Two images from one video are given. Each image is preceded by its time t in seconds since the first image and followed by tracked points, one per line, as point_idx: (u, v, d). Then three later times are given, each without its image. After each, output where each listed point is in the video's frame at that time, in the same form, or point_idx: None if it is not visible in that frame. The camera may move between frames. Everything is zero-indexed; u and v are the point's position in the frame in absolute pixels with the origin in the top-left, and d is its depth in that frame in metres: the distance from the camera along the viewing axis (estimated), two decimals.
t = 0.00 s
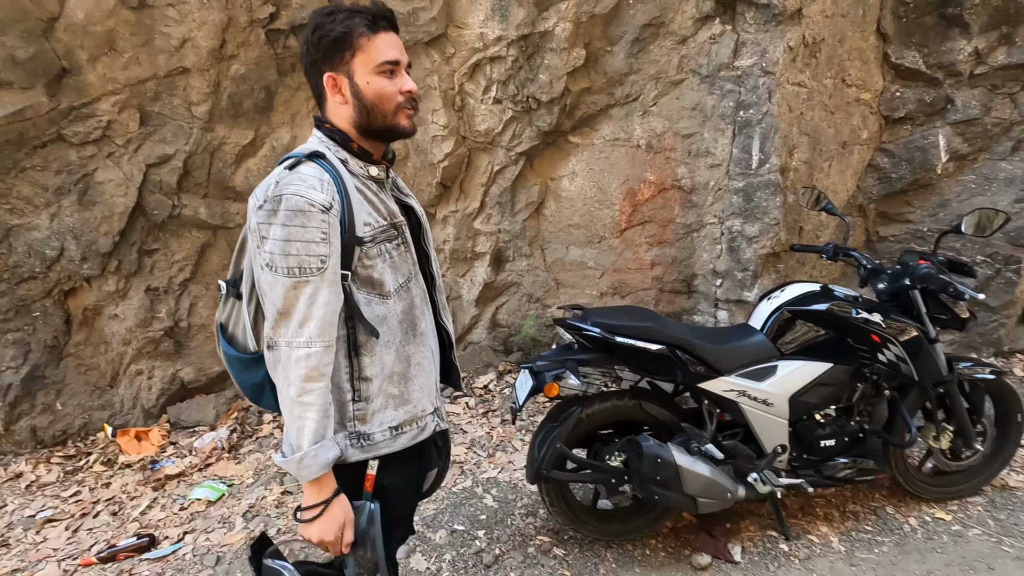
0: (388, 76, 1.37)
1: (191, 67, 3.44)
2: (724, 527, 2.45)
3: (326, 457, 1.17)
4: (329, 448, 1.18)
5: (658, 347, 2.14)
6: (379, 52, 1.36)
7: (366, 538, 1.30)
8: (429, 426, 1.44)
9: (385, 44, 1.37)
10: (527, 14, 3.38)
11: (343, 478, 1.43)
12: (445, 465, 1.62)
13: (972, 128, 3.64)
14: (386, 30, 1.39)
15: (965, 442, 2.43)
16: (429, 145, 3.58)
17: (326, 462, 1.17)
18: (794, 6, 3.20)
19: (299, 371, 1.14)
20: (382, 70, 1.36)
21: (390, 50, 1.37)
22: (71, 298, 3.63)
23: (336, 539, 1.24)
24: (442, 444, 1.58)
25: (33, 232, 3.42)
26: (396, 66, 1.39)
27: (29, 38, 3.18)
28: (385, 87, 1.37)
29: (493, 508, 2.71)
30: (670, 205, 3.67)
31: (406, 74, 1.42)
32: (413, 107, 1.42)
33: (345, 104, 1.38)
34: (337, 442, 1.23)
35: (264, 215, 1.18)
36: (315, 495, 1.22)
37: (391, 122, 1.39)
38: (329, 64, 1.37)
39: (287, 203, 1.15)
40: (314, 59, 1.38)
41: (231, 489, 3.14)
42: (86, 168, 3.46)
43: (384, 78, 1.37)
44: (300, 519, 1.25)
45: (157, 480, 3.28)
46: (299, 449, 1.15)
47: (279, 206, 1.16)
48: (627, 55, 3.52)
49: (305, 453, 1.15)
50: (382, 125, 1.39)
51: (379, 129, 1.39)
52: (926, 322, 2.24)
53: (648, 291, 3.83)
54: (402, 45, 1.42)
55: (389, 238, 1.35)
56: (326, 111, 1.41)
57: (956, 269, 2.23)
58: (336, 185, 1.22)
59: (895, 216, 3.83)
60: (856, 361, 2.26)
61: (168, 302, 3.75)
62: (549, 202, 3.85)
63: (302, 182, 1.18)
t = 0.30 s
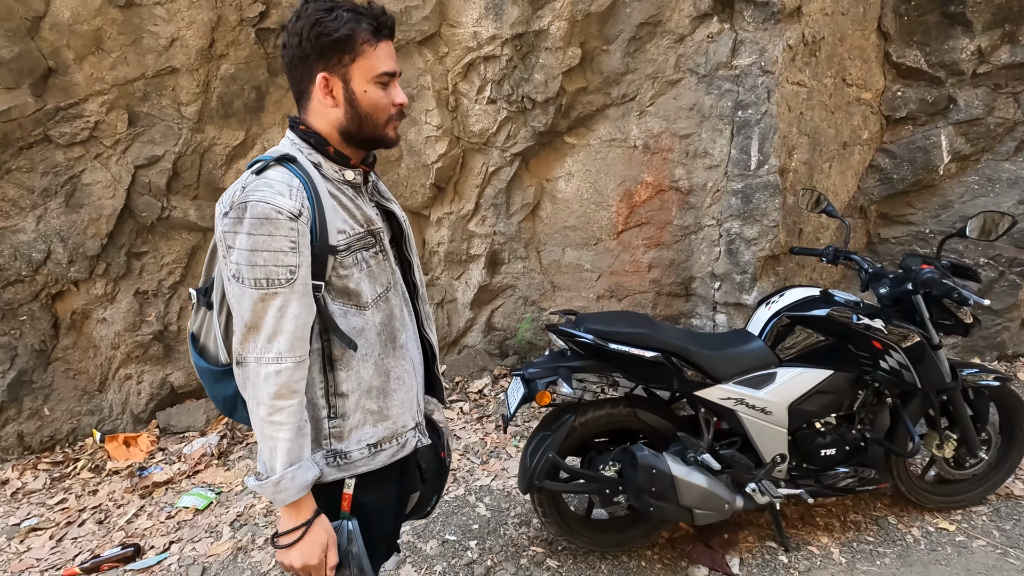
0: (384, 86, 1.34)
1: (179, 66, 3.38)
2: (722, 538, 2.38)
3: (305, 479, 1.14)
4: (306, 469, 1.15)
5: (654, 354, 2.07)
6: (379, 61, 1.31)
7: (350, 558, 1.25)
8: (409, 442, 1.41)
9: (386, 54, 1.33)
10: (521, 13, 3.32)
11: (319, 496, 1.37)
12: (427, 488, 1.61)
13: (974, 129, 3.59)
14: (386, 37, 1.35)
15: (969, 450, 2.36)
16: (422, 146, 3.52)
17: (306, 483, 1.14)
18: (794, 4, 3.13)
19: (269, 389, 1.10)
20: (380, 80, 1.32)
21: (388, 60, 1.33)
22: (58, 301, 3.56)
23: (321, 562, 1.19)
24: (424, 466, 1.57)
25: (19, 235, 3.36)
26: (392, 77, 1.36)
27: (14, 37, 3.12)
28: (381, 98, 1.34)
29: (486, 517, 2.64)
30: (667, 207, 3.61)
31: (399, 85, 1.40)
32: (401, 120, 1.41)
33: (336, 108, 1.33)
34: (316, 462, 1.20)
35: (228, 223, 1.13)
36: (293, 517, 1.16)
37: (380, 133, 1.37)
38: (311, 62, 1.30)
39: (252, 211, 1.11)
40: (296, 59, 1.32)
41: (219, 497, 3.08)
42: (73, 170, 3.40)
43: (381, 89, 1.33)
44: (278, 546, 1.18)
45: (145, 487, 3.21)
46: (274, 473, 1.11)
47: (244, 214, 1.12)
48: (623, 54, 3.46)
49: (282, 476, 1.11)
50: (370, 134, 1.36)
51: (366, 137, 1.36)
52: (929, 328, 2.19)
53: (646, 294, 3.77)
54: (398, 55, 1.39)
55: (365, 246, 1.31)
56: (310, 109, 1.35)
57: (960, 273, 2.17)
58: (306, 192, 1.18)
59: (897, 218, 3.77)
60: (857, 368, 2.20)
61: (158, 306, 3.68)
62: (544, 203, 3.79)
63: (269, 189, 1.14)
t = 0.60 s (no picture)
0: (381, 94, 1.31)
1: (171, 69, 3.32)
2: (723, 549, 2.34)
3: (303, 505, 1.13)
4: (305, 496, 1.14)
5: (653, 364, 2.03)
6: (378, 69, 1.28)
7: None
8: (406, 461, 1.40)
9: (386, 62, 1.31)
10: (517, 14, 3.27)
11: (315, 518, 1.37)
12: (425, 507, 1.57)
13: (975, 131, 3.56)
14: (386, 45, 1.32)
15: (975, 459, 2.32)
16: (417, 150, 3.47)
17: (306, 508, 1.14)
18: (793, 5, 3.10)
19: (258, 413, 1.08)
20: (379, 88, 1.30)
21: (387, 69, 1.31)
22: (48, 308, 3.49)
23: None
24: (420, 485, 1.54)
25: (6, 241, 3.30)
26: (388, 87, 1.33)
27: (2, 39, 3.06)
28: (379, 107, 1.31)
29: (483, 528, 2.59)
30: (666, 211, 3.57)
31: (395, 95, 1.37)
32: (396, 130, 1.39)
33: (333, 116, 1.28)
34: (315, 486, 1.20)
35: (211, 238, 1.11)
36: (291, 546, 1.15)
37: (376, 143, 1.34)
38: (299, 68, 1.26)
39: (234, 225, 1.09)
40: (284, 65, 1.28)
41: (211, 508, 3.02)
42: (62, 174, 3.34)
43: (380, 97, 1.31)
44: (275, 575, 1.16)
45: (135, 498, 3.15)
46: (271, 501, 1.10)
47: (227, 229, 1.09)
48: (621, 57, 3.42)
49: (279, 503, 1.10)
50: (366, 143, 1.32)
51: (361, 146, 1.32)
52: (934, 336, 2.14)
53: (644, 299, 3.73)
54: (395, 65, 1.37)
55: (356, 258, 1.28)
56: (304, 115, 1.29)
57: (965, 280, 2.12)
58: (291, 204, 1.15)
59: (897, 221, 3.74)
60: (861, 377, 2.15)
61: (150, 312, 3.62)
62: (542, 207, 3.74)
63: (252, 202, 1.11)
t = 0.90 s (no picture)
0: (380, 86, 1.26)
1: (169, 71, 3.29)
2: (730, 558, 2.30)
3: (302, 521, 1.13)
4: (303, 511, 1.13)
5: (659, 369, 2.00)
6: (372, 59, 1.24)
7: None
8: (414, 472, 1.40)
9: (379, 50, 1.26)
10: (519, 16, 3.24)
11: (321, 533, 1.37)
12: (429, 516, 1.53)
13: (981, 133, 3.54)
14: (377, 32, 1.27)
15: (985, 465, 2.29)
16: (418, 152, 3.44)
17: (303, 525, 1.13)
18: (797, 7, 3.07)
19: (261, 426, 1.08)
20: (375, 79, 1.25)
21: (382, 58, 1.26)
22: (44, 312, 3.45)
23: None
24: (426, 494, 1.50)
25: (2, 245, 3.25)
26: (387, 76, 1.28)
27: None
28: (379, 99, 1.26)
29: (486, 535, 2.56)
30: (669, 213, 3.55)
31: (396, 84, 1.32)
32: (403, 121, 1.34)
33: (332, 116, 1.25)
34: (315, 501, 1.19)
35: (214, 246, 1.10)
36: (290, 562, 1.15)
37: (382, 138, 1.29)
38: (301, 69, 1.23)
39: (238, 233, 1.08)
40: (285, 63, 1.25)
41: (210, 515, 2.98)
42: (60, 177, 3.30)
43: (378, 88, 1.26)
44: None
45: (133, 505, 3.11)
46: (270, 516, 1.10)
47: (230, 237, 1.09)
48: (624, 58, 3.39)
49: (277, 519, 1.09)
50: (371, 140, 1.28)
51: (366, 144, 1.29)
52: (944, 340, 2.12)
53: (647, 302, 3.70)
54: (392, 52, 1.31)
55: (363, 265, 1.28)
56: (304, 119, 1.27)
57: (976, 283, 2.10)
58: (296, 211, 1.15)
59: (901, 224, 3.72)
60: (870, 383, 2.12)
61: (148, 316, 3.59)
62: (544, 210, 3.71)
63: (257, 209, 1.10)
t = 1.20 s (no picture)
0: (350, 81, 1.24)
1: (168, 76, 3.28)
2: (731, 562, 2.30)
3: (303, 527, 1.13)
4: (305, 516, 1.13)
5: (660, 373, 2.00)
6: (336, 55, 1.23)
7: None
8: (419, 477, 1.40)
9: (340, 43, 1.24)
10: (518, 21, 3.25)
11: (322, 539, 1.34)
12: (432, 519, 1.57)
13: (977, 137, 3.56)
14: (342, 27, 1.27)
15: (984, 468, 2.29)
16: (417, 156, 3.44)
17: (304, 531, 1.13)
18: (795, 12, 3.08)
19: (265, 431, 1.08)
20: (338, 73, 1.23)
21: (348, 51, 1.24)
22: (41, 317, 3.43)
23: None
24: (431, 498, 1.54)
25: None
26: (359, 70, 1.26)
27: None
28: (347, 95, 1.23)
29: (486, 540, 2.55)
30: (667, 217, 3.56)
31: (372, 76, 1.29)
32: (384, 114, 1.29)
33: (306, 120, 1.26)
34: (318, 507, 1.19)
35: (219, 251, 1.11)
36: (293, 567, 1.15)
37: (360, 134, 1.26)
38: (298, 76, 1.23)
39: (242, 239, 1.08)
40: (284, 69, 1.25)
41: (208, 521, 2.97)
42: (58, 182, 3.29)
43: (344, 83, 1.24)
44: None
45: (131, 511, 3.09)
46: (273, 520, 1.10)
47: (235, 242, 1.09)
48: (622, 63, 3.41)
49: (279, 524, 1.09)
50: (349, 139, 1.26)
51: (345, 144, 1.26)
52: (943, 343, 2.13)
53: (646, 306, 3.71)
54: (365, 44, 1.29)
55: (368, 270, 1.28)
56: (290, 128, 1.30)
57: (974, 287, 2.10)
58: (300, 216, 1.15)
59: (898, 227, 3.74)
60: (870, 386, 2.13)
61: (146, 321, 3.58)
62: (542, 214, 3.72)
63: (261, 215, 1.10)
